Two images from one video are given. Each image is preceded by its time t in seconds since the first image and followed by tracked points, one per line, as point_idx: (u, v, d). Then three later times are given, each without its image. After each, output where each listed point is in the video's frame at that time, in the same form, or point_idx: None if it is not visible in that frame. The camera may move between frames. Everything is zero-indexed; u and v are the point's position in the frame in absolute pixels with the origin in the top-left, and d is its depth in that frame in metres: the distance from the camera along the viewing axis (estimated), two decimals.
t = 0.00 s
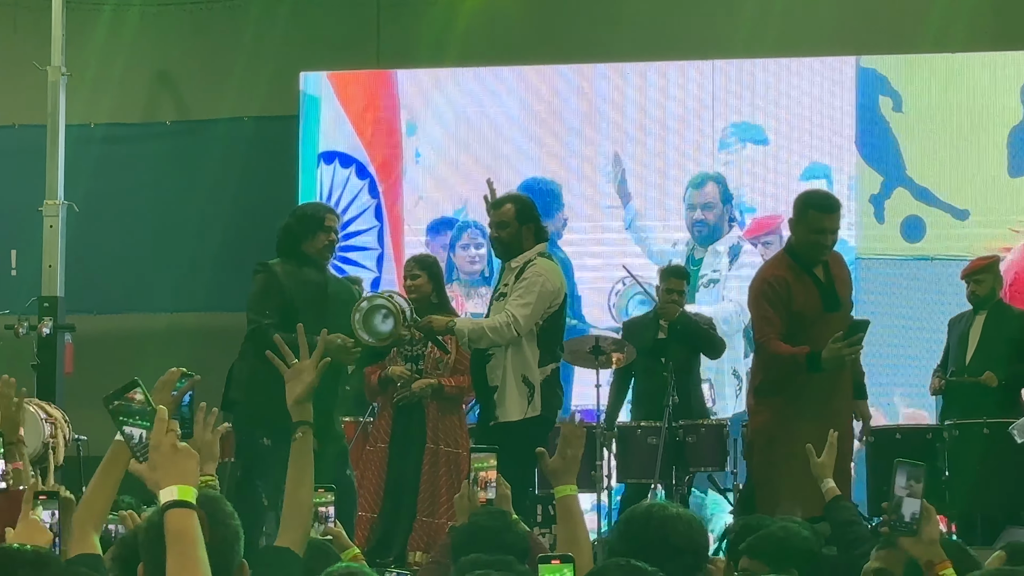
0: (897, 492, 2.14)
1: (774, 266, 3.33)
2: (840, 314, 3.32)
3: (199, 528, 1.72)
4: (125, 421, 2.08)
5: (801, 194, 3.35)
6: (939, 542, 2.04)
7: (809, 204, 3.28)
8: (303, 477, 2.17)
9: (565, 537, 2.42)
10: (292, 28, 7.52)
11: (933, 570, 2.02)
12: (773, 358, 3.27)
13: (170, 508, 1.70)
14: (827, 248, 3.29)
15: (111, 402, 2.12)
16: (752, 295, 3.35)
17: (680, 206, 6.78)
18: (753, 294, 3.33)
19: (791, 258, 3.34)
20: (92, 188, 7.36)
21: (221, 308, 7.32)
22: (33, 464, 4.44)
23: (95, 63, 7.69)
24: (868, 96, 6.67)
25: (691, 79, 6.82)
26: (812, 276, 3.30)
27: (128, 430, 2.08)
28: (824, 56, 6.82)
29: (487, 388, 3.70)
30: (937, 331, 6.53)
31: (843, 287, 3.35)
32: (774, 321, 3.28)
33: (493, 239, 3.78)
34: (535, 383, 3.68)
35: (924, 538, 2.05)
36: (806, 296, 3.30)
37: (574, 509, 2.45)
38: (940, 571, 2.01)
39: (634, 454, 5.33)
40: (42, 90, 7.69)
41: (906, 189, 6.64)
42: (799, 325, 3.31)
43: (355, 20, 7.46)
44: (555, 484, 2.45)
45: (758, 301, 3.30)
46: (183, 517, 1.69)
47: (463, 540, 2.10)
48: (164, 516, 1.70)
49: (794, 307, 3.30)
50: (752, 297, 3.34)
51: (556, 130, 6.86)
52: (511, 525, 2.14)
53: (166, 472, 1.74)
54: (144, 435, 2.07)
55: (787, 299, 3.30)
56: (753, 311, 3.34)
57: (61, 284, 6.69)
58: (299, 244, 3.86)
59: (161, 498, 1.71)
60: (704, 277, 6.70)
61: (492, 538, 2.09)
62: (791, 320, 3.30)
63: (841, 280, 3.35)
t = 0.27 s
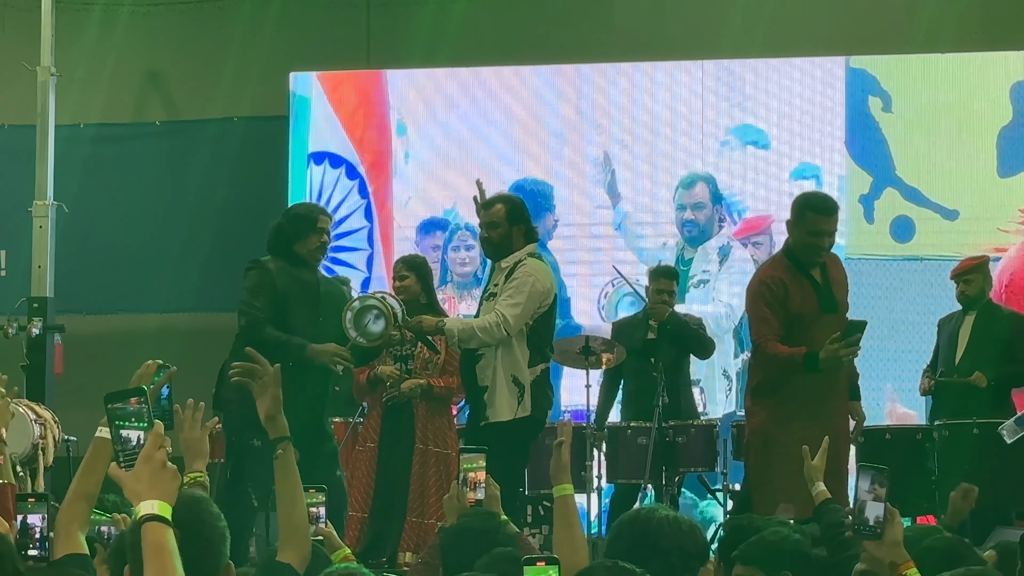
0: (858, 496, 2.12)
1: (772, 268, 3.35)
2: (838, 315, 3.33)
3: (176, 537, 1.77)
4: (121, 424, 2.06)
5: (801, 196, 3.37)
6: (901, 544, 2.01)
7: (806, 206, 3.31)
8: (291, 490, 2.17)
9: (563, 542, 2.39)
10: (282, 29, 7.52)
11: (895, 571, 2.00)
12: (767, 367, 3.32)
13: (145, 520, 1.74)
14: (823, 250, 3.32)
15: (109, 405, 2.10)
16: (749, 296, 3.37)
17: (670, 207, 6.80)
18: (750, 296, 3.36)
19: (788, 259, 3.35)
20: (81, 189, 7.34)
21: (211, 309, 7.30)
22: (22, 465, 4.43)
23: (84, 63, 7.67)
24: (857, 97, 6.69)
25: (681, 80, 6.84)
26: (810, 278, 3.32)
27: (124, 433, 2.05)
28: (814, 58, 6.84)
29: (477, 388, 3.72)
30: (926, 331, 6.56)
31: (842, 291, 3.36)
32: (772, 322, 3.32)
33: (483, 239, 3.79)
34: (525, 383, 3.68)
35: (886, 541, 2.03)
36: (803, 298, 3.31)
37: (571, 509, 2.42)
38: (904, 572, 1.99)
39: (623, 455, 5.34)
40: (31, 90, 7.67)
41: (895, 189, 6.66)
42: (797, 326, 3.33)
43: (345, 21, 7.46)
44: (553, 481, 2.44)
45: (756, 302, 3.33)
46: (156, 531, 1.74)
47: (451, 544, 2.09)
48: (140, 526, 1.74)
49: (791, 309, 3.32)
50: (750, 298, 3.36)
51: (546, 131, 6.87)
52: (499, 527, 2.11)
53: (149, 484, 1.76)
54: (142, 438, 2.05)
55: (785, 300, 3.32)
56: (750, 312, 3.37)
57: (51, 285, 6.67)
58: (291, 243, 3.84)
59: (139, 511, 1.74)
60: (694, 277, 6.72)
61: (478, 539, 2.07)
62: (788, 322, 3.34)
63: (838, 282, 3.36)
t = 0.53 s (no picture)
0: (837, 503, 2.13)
1: (770, 270, 3.34)
2: (834, 317, 3.36)
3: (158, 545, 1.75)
4: (112, 427, 2.05)
5: (798, 198, 3.38)
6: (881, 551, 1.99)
7: (804, 207, 3.31)
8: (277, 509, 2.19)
9: (568, 543, 2.34)
10: (276, 30, 7.52)
11: None
12: (766, 369, 3.32)
13: (126, 527, 1.71)
14: (821, 252, 3.30)
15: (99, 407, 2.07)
16: (746, 298, 3.36)
17: (663, 208, 6.81)
18: (747, 297, 3.34)
19: (785, 261, 3.36)
20: (74, 190, 7.34)
21: (203, 310, 7.30)
22: (14, 466, 4.43)
23: (77, 64, 7.66)
24: (850, 98, 6.71)
25: (674, 82, 6.85)
26: (807, 280, 3.33)
27: (115, 436, 2.04)
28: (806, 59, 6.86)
29: (469, 389, 3.71)
30: (918, 332, 6.58)
31: (836, 293, 3.39)
32: (770, 324, 3.31)
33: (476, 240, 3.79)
34: (518, 384, 3.69)
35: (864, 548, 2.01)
36: (800, 300, 3.32)
37: (579, 512, 2.36)
38: None
39: (616, 455, 5.34)
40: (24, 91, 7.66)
41: (887, 191, 6.68)
42: (794, 328, 3.34)
43: (338, 23, 7.46)
44: (560, 485, 2.38)
45: (754, 303, 3.32)
46: (137, 537, 1.72)
47: (443, 547, 2.06)
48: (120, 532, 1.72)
49: (788, 311, 3.32)
50: (747, 299, 3.35)
51: (539, 132, 6.88)
52: (490, 527, 2.10)
53: (132, 491, 1.73)
54: (133, 442, 2.03)
55: (782, 302, 3.32)
56: (747, 313, 3.36)
57: (43, 286, 6.65)
58: (285, 245, 3.84)
59: (121, 517, 1.71)
60: (687, 278, 6.74)
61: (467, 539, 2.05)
62: (784, 324, 3.33)
63: (833, 285, 3.39)
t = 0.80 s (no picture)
0: (813, 513, 2.15)
1: (760, 271, 3.36)
2: (825, 318, 3.36)
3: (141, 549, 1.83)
4: (99, 432, 2.06)
5: (788, 199, 3.39)
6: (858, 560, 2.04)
7: (795, 209, 3.33)
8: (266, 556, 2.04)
9: (574, 548, 2.44)
10: (268, 32, 7.51)
11: None
12: (756, 370, 3.32)
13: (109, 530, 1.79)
14: (813, 253, 3.34)
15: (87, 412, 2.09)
16: (737, 299, 3.38)
17: (655, 211, 6.82)
18: (738, 299, 3.36)
19: (777, 263, 3.37)
20: (66, 193, 7.34)
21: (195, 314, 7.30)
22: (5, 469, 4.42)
23: (69, 67, 7.65)
24: (841, 101, 6.73)
25: (665, 85, 6.87)
26: (797, 281, 3.34)
27: (102, 441, 2.04)
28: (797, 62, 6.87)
29: (460, 392, 3.72)
30: (910, 335, 6.60)
31: (828, 294, 3.39)
32: (760, 325, 3.32)
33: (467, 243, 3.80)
34: (510, 387, 3.70)
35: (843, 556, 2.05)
36: (790, 301, 3.33)
37: (584, 526, 2.47)
38: None
39: (608, 458, 5.35)
40: (15, 94, 7.65)
41: (878, 194, 6.70)
42: (785, 330, 3.35)
43: (330, 25, 7.46)
44: (570, 498, 2.50)
45: (744, 305, 3.33)
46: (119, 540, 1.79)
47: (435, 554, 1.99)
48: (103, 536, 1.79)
49: (778, 312, 3.34)
50: (738, 301, 3.37)
51: (531, 135, 6.89)
52: (481, 531, 2.04)
53: (116, 494, 1.82)
54: (121, 446, 2.04)
55: (773, 303, 3.34)
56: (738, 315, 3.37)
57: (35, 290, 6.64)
58: (276, 248, 3.83)
59: (105, 521, 1.80)
60: (679, 281, 6.76)
61: (459, 542, 2.00)
62: (775, 326, 3.35)
63: (825, 286, 3.39)
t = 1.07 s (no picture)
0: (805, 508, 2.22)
1: (754, 273, 3.43)
2: (815, 319, 3.46)
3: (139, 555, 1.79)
4: (98, 438, 2.05)
5: (779, 201, 3.46)
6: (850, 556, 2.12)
7: (788, 210, 3.40)
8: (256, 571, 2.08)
9: (588, 562, 2.38)
10: (265, 34, 7.51)
11: None
12: (750, 375, 3.41)
13: (109, 534, 1.76)
14: (804, 253, 3.41)
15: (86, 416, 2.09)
16: (730, 300, 3.45)
17: (653, 212, 6.82)
18: (731, 301, 3.43)
19: (768, 265, 3.45)
20: (64, 195, 7.34)
21: (192, 316, 7.29)
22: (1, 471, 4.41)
23: (66, 69, 7.65)
24: (839, 103, 6.73)
25: (663, 86, 6.87)
26: (789, 282, 3.43)
27: (101, 445, 2.04)
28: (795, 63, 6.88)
29: (459, 394, 3.71)
30: (908, 337, 6.59)
31: (817, 295, 3.49)
32: (755, 326, 3.38)
33: (465, 246, 3.80)
34: (509, 389, 3.70)
35: (834, 552, 2.15)
36: (784, 302, 3.42)
37: (598, 537, 2.38)
38: None
39: (606, 460, 5.28)
40: (13, 95, 7.64)
41: (876, 195, 6.70)
42: (778, 330, 3.44)
43: (328, 27, 7.46)
44: (583, 509, 2.39)
45: (739, 306, 3.40)
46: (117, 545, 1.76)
47: (430, 554, 1.99)
48: (102, 541, 1.76)
49: (772, 313, 3.42)
50: (731, 303, 3.43)
51: (528, 137, 6.89)
52: (477, 532, 2.04)
53: (114, 499, 1.79)
54: (119, 451, 2.04)
55: (766, 305, 3.41)
56: (731, 316, 3.43)
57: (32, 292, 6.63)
58: (273, 249, 3.83)
59: (103, 525, 1.77)
60: (677, 283, 6.76)
61: (458, 544, 1.99)
62: (768, 326, 3.42)
63: (814, 287, 3.50)
